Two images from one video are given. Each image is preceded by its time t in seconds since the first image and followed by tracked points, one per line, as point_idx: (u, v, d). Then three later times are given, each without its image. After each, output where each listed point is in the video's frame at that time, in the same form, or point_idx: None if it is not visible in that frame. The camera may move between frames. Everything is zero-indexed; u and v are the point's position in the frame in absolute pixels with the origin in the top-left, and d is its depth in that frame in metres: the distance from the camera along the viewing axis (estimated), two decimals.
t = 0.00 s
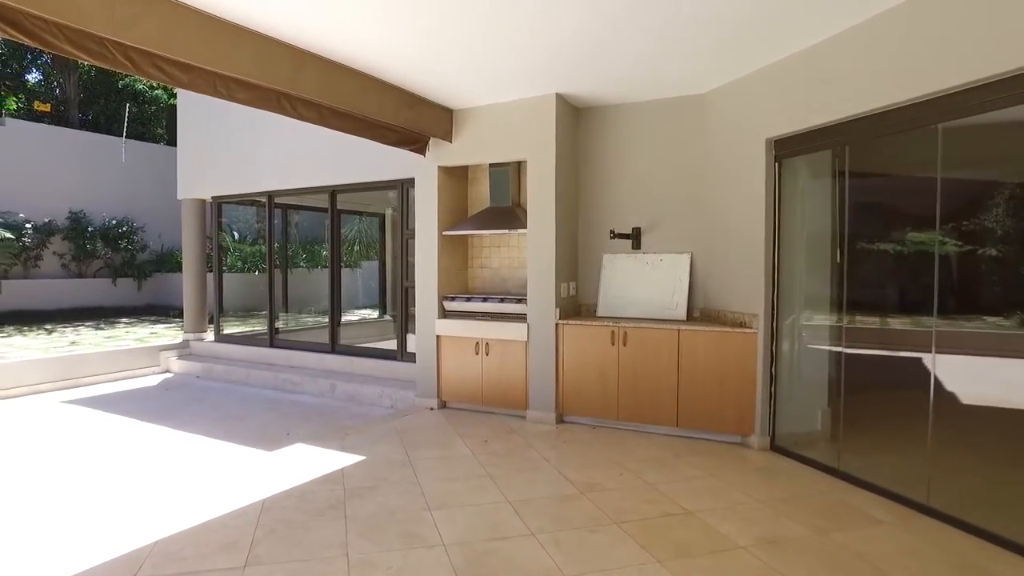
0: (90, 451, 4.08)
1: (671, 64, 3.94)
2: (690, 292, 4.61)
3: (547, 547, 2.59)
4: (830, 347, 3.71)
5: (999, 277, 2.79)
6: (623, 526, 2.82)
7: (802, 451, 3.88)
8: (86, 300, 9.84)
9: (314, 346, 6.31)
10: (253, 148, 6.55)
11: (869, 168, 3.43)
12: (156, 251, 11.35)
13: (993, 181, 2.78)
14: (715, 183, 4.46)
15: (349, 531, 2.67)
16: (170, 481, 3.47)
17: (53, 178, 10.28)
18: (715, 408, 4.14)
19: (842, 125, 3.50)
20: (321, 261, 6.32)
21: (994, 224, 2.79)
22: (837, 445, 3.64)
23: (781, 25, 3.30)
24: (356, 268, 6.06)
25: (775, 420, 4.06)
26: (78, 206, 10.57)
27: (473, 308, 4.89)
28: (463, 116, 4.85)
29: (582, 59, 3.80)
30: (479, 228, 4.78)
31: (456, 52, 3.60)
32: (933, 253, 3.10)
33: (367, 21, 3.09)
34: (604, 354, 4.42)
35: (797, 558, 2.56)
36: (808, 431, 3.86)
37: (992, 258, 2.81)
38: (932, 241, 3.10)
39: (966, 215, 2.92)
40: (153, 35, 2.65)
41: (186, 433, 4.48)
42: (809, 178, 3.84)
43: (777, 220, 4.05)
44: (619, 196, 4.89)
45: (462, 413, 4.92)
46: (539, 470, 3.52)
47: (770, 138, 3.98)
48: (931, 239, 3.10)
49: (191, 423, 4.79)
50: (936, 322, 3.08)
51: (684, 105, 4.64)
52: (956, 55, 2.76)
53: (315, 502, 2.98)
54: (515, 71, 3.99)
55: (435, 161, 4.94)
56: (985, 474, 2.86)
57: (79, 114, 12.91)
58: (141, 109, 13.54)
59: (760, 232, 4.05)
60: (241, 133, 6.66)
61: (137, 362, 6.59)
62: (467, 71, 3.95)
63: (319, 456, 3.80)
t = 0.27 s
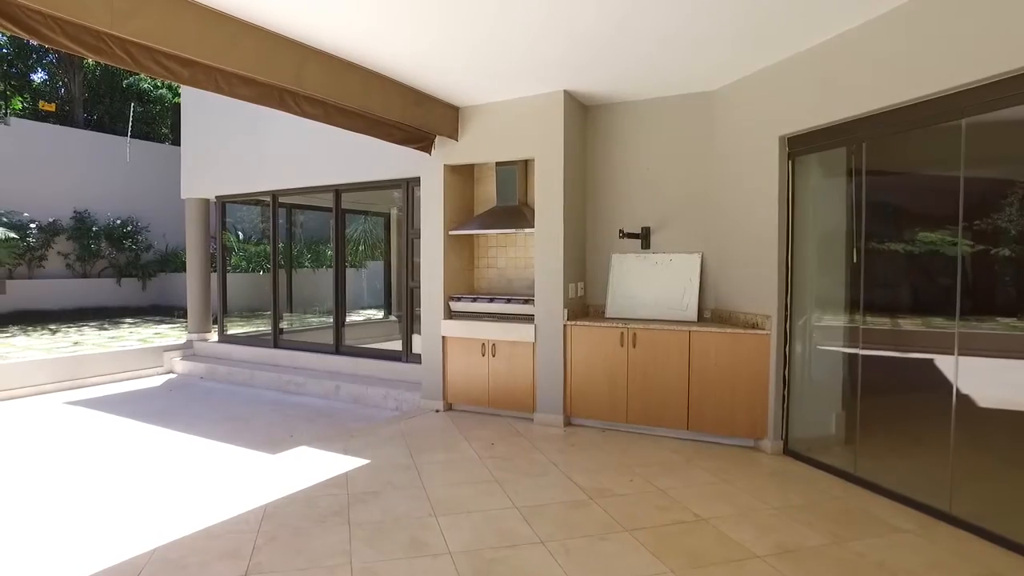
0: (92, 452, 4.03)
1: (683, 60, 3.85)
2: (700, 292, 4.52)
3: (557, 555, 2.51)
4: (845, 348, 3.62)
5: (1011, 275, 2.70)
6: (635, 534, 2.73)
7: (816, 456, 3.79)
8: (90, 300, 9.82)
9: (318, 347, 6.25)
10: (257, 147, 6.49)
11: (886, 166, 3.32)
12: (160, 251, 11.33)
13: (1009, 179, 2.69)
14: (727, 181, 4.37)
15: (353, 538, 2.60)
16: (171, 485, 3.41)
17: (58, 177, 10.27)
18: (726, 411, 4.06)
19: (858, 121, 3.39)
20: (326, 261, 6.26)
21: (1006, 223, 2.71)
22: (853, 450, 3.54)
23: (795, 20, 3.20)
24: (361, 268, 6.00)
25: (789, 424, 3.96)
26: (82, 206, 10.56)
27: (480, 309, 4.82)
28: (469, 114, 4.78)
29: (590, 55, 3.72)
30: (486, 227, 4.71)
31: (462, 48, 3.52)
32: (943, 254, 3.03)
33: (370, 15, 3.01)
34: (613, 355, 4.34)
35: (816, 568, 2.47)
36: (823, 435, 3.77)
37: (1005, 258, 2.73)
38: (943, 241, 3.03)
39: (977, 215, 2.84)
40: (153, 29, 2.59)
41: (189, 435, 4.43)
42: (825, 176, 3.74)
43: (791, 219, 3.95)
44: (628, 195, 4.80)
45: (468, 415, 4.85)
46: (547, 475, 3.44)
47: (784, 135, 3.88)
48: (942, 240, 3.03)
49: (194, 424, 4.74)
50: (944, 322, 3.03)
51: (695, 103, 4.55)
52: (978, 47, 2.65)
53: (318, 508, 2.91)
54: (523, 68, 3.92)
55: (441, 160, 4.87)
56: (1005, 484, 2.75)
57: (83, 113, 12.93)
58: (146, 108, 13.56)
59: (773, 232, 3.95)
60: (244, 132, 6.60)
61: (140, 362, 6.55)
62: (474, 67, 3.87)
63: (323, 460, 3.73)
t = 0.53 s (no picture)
0: (94, 455, 3.98)
1: (696, 57, 3.75)
2: (712, 294, 4.42)
3: (568, 566, 2.42)
4: (860, 351, 3.52)
5: None
6: (648, 544, 2.65)
7: (831, 462, 3.68)
8: (95, 301, 9.81)
9: (323, 349, 6.18)
10: (261, 146, 6.43)
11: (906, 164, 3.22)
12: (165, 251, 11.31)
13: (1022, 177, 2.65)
14: (740, 180, 4.26)
15: (357, 548, 2.53)
16: (172, 490, 3.35)
17: (63, 176, 10.26)
18: (740, 416, 3.96)
19: (878, 118, 3.29)
20: (331, 262, 6.19)
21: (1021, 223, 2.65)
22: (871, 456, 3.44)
23: (813, 14, 3.10)
24: (366, 269, 5.92)
25: (804, 429, 3.86)
26: (87, 206, 10.54)
27: (486, 310, 4.74)
28: (476, 112, 4.70)
29: (601, 51, 3.64)
30: (493, 227, 4.63)
31: (468, 44, 3.44)
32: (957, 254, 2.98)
33: (374, 9, 2.94)
34: (623, 358, 4.25)
35: None
36: (839, 440, 3.66)
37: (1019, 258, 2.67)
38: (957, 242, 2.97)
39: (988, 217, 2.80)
40: (154, 25, 2.52)
41: (192, 438, 4.37)
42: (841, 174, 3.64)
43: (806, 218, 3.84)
44: (638, 194, 4.71)
45: (475, 418, 4.77)
46: (556, 481, 3.36)
47: (799, 133, 3.77)
48: (954, 241, 2.99)
49: (197, 427, 4.68)
50: (957, 324, 2.99)
51: (707, 100, 4.45)
52: (1006, 41, 2.55)
53: (322, 516, 2.84)
54: (532, 65, 3.84)
55: (447, 159, 4.79)
56: None
57: (88, 113, 12.95)
58: (151, 108, 13.57)
59: (788, 232, 3.84)
60: (249, 131, 6.54)
61: (144, 363, 6.50)
62: (481, 64, 3.79)
63: (327, 464, 3.66)
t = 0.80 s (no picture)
0: (95, 458, 3.93)
1: (707, 52, 3.66)
2: (724, 295, 4.33)
3: None
4: (877, 353, 3.43)
5: None
6: (661, 554, 2.56)
7: (847, 467, 3.58)
8: (100, 301, 9.79)
9: (328, 349, 6.12)
10: (265, 145, 6.38)
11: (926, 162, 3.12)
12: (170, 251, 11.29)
13: None
14: (753, 178, 4.17)
15: (361, 556, 2.46)
16: (173, 494, 3.29)
17: (67, 176, 10.26)
18: (753, 420, 3.86)
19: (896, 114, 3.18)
20: (336, 261, 6.13)
21: None
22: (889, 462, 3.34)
23: (831, 7, 3.00)
24: (372, 269, 5.86)
25: (819, 433, 3.76)
26: (92, 206, 10.53)
27: (493, 311, 4.67)
28: (483, 110, 4.62)
29: (610, 47, 3.55)
30: (500, 226, 4.55)
31: (474, 39, 3.36)
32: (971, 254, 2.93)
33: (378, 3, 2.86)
34: (633, 360, 4.17)
35: None
36: (856, 445, 3.57)
37: None
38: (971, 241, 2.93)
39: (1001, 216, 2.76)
40: (155, 19, 2.45)
41: (194, 441, 4.31)
42: (857, 172, 3.53)
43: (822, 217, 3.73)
44: (648, 193, 4.63)
45: (482, 421, 4.69)
46: (565, 487, 3.28)
47: (814, 130, 3.66)
48: (968, 240, 2.94)
49: (201, 429, 4.63)
50: (970, 325, 2.95)
51: (719, 96, 4.35)
52: None
53: (325, 523, 2.77)
54: (539, 61, 3.76)
55: (453, 157, 4.72)
56: None
57: (93, 112, 12.99)
58: (156, 108, 13.58)
59: (803, 231, 3.74)
60: (253, 130, 6.48)
61: (147, 364, 6.46)
62: (487, 60, 3.72)
63: (332, 468, 3.59)
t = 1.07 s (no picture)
0: (98, 460, 3.89)
1: (720, 48, 3.57)
2: (736, 295, 4.25)
3: None
4: (895, 355, 3.35)
5: None
6: (675, 562, 2.48)
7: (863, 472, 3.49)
8: (105, 300, 9.78)
9: (333, 350, 6.06)
10: (270, 144, 6.32)
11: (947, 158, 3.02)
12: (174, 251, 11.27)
13: None
14: (766, 176, 4.08)
15: (367, 564, 2.39)
16: (175, 498, 3.23)
17: (73, 176, 10.25)
18: (766, 423, 3.78)
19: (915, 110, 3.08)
20: (341, 261, 6.08)
21: None
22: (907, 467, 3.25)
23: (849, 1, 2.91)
24: (377, 269, 5.80)
25: (834, 438, 3.66)
26: (97, 206, 10.53)
27: (501, 312, 4.60)
28: (490, 107, 4.55)
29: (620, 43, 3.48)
30: (507, 226, 4.48)
31: (481, 34, 3.28)
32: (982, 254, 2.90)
33: None
34: (644, 362, 4.09)
35: None
36: (873, 449, 3.48)
37: None
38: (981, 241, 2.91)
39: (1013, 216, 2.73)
40: (155, 12, 2.39)
41: (198, 443, 4.26)
42: (875, 170, 3.44)
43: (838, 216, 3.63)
44: (658, 192, 4.54)
45: (489, 423, 4.62)
46: (575, 492, 3.20)
47: (830, 126, 3.56)
48: (982, 240, 2.90)
49: (205, 430, 4.58)
50: (985, 326, 2.90)
51: (732, 93, 4.27)
52: None
53: (329, 529, 2.70)
54: (548, 57, 3.69)
55: (461, 155, 4.66)
56: None
57: (98, 112, 13.00)
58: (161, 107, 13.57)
59: (818, 230, 3.65)
60: (257, 129, 6.44)
61: (151, 364, 6.42)
62: (495, 56, 3.65)
63: (337, 472, 3.53)
